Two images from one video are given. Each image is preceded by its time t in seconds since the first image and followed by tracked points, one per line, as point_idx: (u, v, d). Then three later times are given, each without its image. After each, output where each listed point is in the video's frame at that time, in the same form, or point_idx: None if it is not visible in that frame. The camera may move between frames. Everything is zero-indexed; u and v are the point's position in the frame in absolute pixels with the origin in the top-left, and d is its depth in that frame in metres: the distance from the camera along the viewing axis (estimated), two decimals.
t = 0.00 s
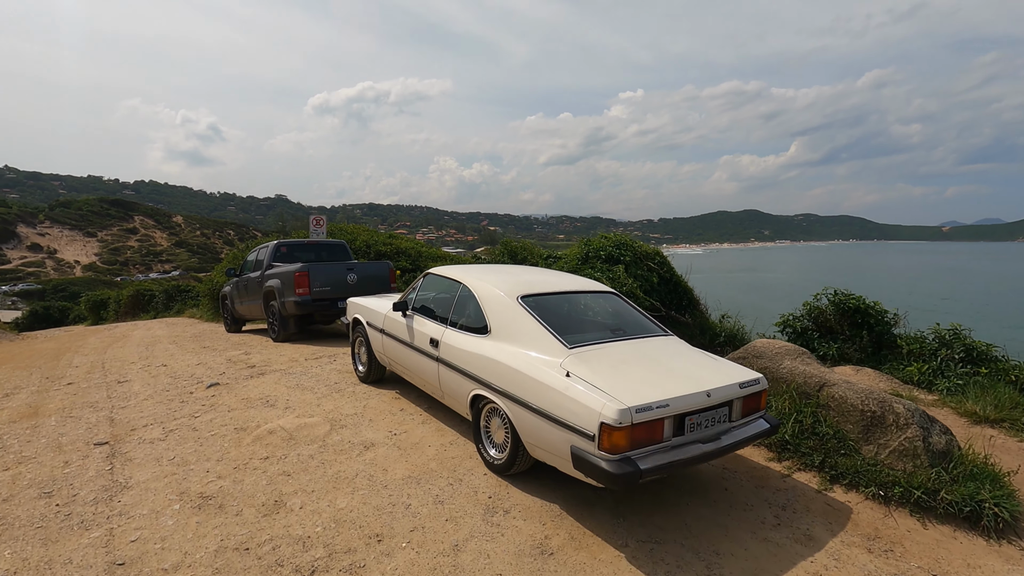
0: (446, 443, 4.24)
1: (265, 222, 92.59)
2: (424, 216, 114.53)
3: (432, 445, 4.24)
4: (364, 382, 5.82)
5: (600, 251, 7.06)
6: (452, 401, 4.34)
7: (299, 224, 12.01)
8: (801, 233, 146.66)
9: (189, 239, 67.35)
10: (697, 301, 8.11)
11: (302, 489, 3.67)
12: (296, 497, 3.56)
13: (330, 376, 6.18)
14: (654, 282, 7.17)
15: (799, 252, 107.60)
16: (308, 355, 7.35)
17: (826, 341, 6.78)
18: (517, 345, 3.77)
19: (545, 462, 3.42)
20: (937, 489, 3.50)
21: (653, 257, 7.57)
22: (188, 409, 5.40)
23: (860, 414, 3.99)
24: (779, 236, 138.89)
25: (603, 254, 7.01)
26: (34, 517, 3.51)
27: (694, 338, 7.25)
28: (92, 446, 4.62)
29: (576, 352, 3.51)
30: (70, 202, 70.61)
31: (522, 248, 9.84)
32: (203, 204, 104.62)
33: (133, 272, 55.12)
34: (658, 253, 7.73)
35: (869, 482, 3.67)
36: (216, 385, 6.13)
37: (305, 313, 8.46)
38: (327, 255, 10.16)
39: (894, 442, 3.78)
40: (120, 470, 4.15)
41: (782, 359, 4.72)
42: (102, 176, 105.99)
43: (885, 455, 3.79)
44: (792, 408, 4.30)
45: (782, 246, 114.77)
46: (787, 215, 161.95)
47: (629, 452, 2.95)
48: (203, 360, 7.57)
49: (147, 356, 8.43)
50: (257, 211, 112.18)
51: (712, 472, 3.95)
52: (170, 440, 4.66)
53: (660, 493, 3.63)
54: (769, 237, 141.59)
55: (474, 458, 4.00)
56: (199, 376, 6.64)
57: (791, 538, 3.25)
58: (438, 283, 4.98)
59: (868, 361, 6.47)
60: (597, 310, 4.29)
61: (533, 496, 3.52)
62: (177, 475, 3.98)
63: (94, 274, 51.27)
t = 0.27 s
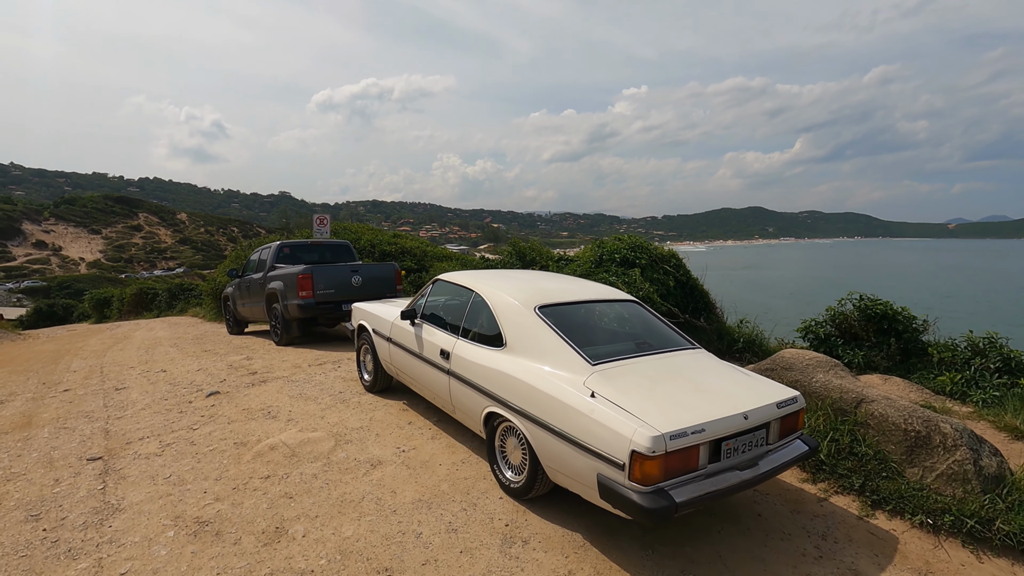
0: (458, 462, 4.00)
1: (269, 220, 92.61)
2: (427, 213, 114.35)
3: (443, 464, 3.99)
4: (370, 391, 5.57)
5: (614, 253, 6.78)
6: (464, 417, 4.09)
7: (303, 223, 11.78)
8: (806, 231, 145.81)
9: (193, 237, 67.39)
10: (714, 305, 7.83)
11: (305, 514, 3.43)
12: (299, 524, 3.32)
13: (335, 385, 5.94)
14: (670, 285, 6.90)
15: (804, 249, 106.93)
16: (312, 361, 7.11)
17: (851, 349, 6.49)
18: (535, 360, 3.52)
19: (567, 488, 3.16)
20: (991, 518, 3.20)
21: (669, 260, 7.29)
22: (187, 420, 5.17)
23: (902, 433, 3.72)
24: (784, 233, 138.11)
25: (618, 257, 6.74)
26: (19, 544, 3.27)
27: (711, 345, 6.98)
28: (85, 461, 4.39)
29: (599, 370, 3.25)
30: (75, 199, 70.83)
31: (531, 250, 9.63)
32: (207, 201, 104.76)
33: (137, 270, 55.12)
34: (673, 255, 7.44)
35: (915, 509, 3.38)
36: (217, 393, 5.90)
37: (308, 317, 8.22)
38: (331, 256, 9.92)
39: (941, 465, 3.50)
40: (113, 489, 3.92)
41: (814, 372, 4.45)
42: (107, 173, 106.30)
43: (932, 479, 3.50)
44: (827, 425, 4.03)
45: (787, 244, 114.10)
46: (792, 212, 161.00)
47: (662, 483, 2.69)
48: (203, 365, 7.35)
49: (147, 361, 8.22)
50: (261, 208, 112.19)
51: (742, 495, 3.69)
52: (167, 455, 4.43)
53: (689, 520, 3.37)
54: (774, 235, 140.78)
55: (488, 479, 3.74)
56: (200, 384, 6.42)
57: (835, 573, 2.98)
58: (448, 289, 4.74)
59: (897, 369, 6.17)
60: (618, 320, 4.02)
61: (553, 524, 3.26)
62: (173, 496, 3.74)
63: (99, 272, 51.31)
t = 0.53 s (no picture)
0: (471, 473, 3.74)
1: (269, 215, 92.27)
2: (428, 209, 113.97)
3: (454, 475, 3.73)
4: (374, 395, 5.31)
5: (629, 250, 6.51)
6: (477, 425, 3.82)
7: (303, 219, 11.49)
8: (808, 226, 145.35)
9: (193, 232, 67.12)
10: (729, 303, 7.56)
11: (308, 532, 3.17)
12: (301, 544, 3.06)
13: (338, 387, 5.68)
14: (687, 283, 6.62)
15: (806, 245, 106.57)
16: (314, 361, 6.85)
17: (875, 349, 6.22)
18: (556, 366, 3.25)
19: (593, 507, 2.90)
20: None
21: (684, 256, 7.01)
22: (183, 426, 4.90)
23: (951, 445, 3.45)
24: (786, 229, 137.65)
25: (632, 253, 6.46)
26: None
27: (729, 345, 6.71)
28: (73, 471, 4.13)
29: (628, 378, 2.98)
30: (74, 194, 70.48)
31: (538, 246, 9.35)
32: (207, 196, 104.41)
33: (137, 265, 54.85)
34: (688, 251, 7.16)
35: (967, 528, 3.10)
36: (214, 397, 5.64)
37: (309, 315, 7.95)
38: (332, 252, 9.64)
39: (995, 480, 3.22)
40: (102, 503, 3.65)
41: (849, 376, 4.18)
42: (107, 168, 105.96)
43: (985, 495, 3.22)
44: (866, 434, 3.76)
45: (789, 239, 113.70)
46: (794, 208, 160.37)
47: (704, 506, 2.41)
48: (201, 366, 7.09)
49: (142, 360, 7.95)
50: (261, 204, 111.79)
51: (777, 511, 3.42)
52: (160, 465, 4.17)
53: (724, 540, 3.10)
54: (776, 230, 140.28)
55: (504, 494, 3.48)
56: (197, 386, 6.15)
57: None
58: (458, 288, 4.47)
59: (925, 371, 5.90)
60: (643, 322, 3.75)
61: (578, 545, 3.00)
62: (165, 511, 3.48)
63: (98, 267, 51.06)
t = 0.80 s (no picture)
0: (483, 493, 3.52)
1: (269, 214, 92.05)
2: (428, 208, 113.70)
3: (466, 494, 3.51)
4: (379, 404, 5.09)
5: (642, 252, 6.29)
6: (491, 441, 3.61)
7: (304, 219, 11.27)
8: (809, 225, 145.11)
9: (193, 231, 66.91)
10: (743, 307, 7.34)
11: (311, 559, 2.95)
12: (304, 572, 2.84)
13: (340, 396, 5.46)
14: (701, 286, 6.40)
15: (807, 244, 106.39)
16: (315, 367, 6.63)
17: (898, 355, 6.00)
18: (578, 380, 3.03)
19: (619, 535, 2.68)
20: None
21: (698, 259, 6.79)
22: (179, 438, 4.68)
23: (999, 464, 3.23)
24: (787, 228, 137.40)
25: (646, 255, 6.24)
26: None
27: (745, 350, 6.48)
28: (63, 488, 3.91)
29: (657, 395, 2.76)
30: (73, 193, 70.17)
31: (545, 247, 9.12)
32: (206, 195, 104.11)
33: (137, 264, 54.60)
34: (702, 253, 6.93)
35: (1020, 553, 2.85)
36: (212, 405, 5.42)
37: (311, 318, 7.73)
38: (334, 253, 9.41)
39: None
40: (92, 524, 3.43)
41: (883, 387, 3.96)
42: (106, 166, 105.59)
43: None
44: (904, 451, 3.55)
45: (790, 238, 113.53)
46: (795, 207, 160.05)
47: (748, 540, 2.19)
48: (199, 371, 6.87)
49: (139, 365, 7.73)
50: (261, 203, 111.53)
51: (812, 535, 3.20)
52: (154, 481, 3.95)
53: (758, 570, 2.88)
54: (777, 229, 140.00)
55: (520, 517, 3.26)
56: (195, 393, 5.94)
57: None
58: (468, 294, 4.25)
59: (950, 378, 5.67)
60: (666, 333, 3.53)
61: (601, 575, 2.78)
62: (159, 534, 3.26)
63: (98, 266, 50.86)
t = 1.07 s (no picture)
0: (500, 519, 3.28)
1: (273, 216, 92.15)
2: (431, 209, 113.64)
3: (482, 521, 3.28)
4: (387, 418, 4.87)
5: (659, 258, 6.05)
6: (509, 463, 3.37)
7: (309, 222, 11.08)
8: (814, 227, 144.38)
9: (198, 233, 66.99)
10: (762, 315, 7.08)
11: None
12: None
13: (346, 408, 5.24)
14: (721, 294, 6.15)
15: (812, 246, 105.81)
16: (320, 377, 6.41)
17: (929, 366, 5.72)
18: (605, 402, 2.79)
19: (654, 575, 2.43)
20: None
21: (717, 265, 6.54)
22: (178, 454, 4.47)
23: None
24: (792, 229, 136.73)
25: (663, 261, 5.99)
26: None
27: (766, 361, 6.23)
28: (54, 509, 3.69)
29: (695, 420, 2.52)
30: (78, 195, 70.38)
31: (555, 252, 8.89)
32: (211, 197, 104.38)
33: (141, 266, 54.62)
34: (720, 259, 6.68)
35: None
36: (213, 418, 5.20)
37: (315, 325, 7.51)
38: (339, 257, 9.20)
39: None
40: (83, 552, 3.21)
41: (928, 406, 3.70)
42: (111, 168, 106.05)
43: None
44: (953, 477, 3.29)
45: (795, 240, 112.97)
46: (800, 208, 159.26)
47: None
48: (201, 380, 6.65)
49: (140, 372, 7.53)
50: (266, 204, 111.70)
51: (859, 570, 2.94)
52: (150, 503, 3.73)
53: None
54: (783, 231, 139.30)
55: (541, 547, 3.02)
56: (196, 404, 5.72)
57: None
58: (482, 304, 4.02)
59: (985, 392, 5.40)
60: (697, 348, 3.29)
61: None
62: (153, 564, 3.04)
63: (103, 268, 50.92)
